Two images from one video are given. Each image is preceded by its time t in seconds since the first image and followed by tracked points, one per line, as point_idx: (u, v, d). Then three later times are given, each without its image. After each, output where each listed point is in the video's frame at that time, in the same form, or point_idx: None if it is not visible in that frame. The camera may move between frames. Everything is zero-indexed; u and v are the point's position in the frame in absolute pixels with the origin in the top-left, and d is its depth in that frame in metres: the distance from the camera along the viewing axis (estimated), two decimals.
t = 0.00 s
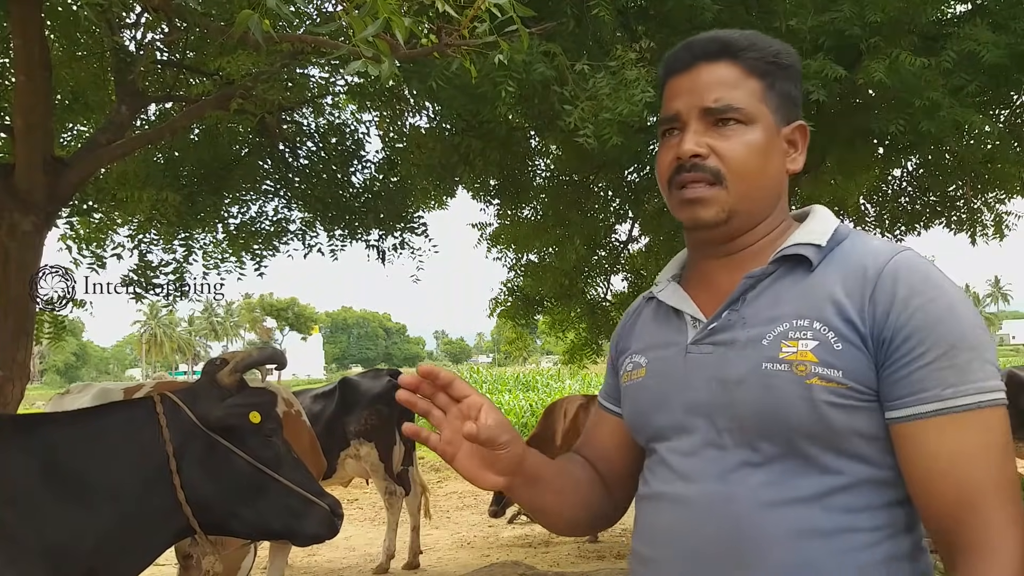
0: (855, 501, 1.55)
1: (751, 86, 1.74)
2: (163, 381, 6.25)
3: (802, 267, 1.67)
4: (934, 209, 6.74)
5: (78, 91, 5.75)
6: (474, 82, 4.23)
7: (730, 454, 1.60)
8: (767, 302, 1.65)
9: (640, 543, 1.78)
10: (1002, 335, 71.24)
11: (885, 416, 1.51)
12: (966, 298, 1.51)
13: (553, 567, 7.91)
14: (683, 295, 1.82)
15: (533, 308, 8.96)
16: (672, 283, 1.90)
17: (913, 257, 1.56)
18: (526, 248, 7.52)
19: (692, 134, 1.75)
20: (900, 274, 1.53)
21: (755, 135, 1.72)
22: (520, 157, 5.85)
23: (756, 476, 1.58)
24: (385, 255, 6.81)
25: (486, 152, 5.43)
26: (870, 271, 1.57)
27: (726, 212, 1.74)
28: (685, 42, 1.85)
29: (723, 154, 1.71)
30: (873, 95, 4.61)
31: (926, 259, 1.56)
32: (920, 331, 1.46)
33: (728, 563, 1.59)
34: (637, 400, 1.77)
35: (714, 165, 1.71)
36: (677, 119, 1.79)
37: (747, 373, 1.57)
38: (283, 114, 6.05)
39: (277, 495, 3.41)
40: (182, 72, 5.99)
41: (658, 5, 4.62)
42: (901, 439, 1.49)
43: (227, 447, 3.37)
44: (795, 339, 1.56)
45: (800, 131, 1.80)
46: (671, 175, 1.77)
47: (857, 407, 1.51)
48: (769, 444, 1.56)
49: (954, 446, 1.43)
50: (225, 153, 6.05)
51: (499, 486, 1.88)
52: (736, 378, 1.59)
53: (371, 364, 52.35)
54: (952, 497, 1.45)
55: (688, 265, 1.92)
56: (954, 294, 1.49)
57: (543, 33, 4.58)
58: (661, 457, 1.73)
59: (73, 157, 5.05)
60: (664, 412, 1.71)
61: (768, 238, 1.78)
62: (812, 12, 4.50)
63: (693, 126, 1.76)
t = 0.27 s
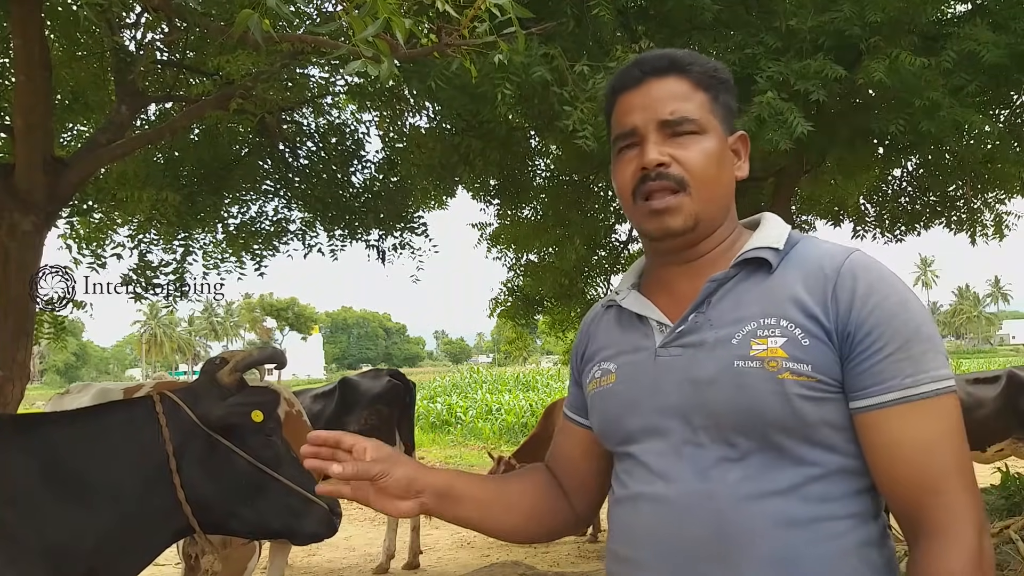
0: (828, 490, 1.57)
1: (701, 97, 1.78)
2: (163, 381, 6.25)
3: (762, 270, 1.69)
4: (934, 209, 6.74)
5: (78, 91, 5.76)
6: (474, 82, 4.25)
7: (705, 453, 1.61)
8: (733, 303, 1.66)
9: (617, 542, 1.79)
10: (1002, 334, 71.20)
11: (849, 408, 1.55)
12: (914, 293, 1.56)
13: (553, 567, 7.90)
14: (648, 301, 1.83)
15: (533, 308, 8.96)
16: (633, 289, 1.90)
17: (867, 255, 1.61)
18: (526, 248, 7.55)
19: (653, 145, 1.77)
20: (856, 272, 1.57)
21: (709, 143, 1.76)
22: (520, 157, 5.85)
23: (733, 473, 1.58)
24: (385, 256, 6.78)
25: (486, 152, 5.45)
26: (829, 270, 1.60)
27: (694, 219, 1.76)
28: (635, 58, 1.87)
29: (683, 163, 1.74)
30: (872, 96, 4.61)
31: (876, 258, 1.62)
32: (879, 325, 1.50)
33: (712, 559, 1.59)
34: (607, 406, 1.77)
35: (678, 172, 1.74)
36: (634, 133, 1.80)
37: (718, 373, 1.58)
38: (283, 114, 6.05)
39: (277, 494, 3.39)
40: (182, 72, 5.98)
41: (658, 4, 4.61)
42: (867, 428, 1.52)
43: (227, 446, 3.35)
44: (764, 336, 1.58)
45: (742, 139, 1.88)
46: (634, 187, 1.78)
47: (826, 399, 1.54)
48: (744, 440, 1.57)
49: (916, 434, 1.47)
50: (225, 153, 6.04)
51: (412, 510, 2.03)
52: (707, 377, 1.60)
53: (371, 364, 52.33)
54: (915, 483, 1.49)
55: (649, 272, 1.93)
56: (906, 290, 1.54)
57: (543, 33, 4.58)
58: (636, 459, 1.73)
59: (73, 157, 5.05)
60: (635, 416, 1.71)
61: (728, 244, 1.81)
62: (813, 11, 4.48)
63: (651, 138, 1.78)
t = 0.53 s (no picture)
0: (833, 495, 1.54)
1: (702, 96, 1.81)
2: (163, 382, 6.25)
3: (774, 267, 1.69)
4: (934, 209, 6.74)
5: (78, 91, 5.75)
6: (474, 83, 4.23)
7: (708, 449, 1.60)
8: (742, 300, 1.66)
9: (617, 540, 1.78)
10: (1002, 334, 71.21)
11: (860, 408, 1.52)
12: (932, 295, 1.54)
13: (553, 567, 7.90)
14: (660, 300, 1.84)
15: (533, 308, 8.96)
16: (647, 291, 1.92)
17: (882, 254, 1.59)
18: (526, 248, 7.54)
19: (658, 144, 1.78)
20: (869, 270, 1.55)
21: (715, 140, 1.77)
22: (520, 157, 5.85)
23: (735, 473, 1.57)
24: (385, 255, 6.80)
25: (486, 152, 5.44)
26: (841, 268, 1.59)
27: (703, 214, 1.76)
28: (635, 66, 1.91)
29: (690, 160, 1.75)
30: (873, 95, 4.60)
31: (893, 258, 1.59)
32: (890, 323, 1.48)
33: (709, 558, 1.58)
34: (614, 403, 1.78)
35: (685, 168, 1.75)
36: (639, 135, 1.82)
37: (725, 367, 1.58)
38: (284, 114, 6.05)
39: (276, 493, 3.40)
40: (182, 72, 5.99)
41: (658, 4, 4.61)
42: (878, 428, 1.49)
43: (226, 445, 3.36)
44: (772, 331, 1.57)
45: (746, 138, 1.90)
46: (642, 187, 1.79)
47: (834, 397, 1.52)
48: (749, 436, 1.56)
49: (929, 434, 1.44)
50: (225, 153, 6.04)
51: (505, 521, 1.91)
52: (713, 371, 1.59)
53: (371, 364, 52.33)
54: (925, 485, 1.45)
55: (661, 274, 1.94)
56: (921, 290, 1.51)
57: (543, 33, 4.58)
58: (640, 455, 1.73)
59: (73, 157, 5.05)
60: (641, 411, 1.71)
61: (737, 242, 1.82)
62: (812, 11, 4.48)
63: (656, 138, 1.79)
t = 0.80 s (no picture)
0: (858, 500, 1.52)
1: (737, 83, 1.83)
2: (163, 382, 6.25)
3: (801, 262, 1.70)
4: (934, 209, 6.74)
5: (77, 91, 5.74)
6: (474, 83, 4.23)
7: (730, 449, 1.59)
8: (767, 297, 1.66)
9: (634, 543, 1.76)
10: (1002, 334, 71.21)
11: (887, 409, 1.51)
12: (966, 297, 1.52)
13: (553, 566, 7.91)
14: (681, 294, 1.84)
15: (533, 308, 8.97)
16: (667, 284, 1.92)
17: (912, 254, 1.58)
18: (526, 248, 7.54)
19: (690, 127, 1.79)
20: (900, 269, 1.54)
21: (748, 127, 1.78)
22: (520, 157, 5.85)
23: (758, 473, 1.56)
24: (386, 255, 6.80)
25: (486, 152, 5.44)
26: (872, 266, 1.59)
27: (733, 201, 1.76)
28: (670, 48, 1.93)
29: (722, 144, 1.75)
30: (872, 96, 4.60)
31: (926, 258, 1.58)
32: (922, 322, 1.47)
33: (728, 560, 1.57)
34: (632, 399, 1.78)
35: (716, 151, 1.75)
36: (671, 118, 1.83)
37: (749, 364, 1.58)
38: (283, 114, 6.05)
39: (278, 494, 3.42)
40: (182, 72, 5.99)
41: (658, 4, 4.61)
42: (907, 430, 1.47)
43: (229, 446, 3.37)
44: (798, 328, 1.57)
45: (779, 131, 1.91)
46: (670, 169, 1.79)
47: (861, 397, 1.51)
48: (772, 436, 1.55)
49: (958, 437, 1.42)
50: (225, 153, 6.05)
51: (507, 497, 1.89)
52: (737, 368, 1.59)
53: (371, 364, 52.33)
54: (953, 489, 1.43)
55: (684, 267, 1.94)
56: (954, 291, 1.50)
57: (542, 34, 4.59)
58: (658, 455, 1.72)
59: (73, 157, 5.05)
60: (661, 409, 1.71)
61: (764, 234, 1.82)
62: (812, 11, 4.48)
63: (688, 121, 1.80)
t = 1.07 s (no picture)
0: (871, 502, 1.53)
1: (766, 86, 1.81)
2: (163, 381, 6.25)
3: (819, 264, 1.70)
4: (934, 209, 6.75)
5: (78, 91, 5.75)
6: (474, 83, 4.23)
7: (744, 451, 1.59)
8: (784, 298, 1.67)
9: (640, 543, 1.75)
10: (1003, 334, 71.18)
11: (905, 414, 1.52)
12: (982, 302, 1.55)
13: (553, 567, 7.91)
14: (694, 292, 1.85)
15: (533, 308, 8.97)
16: (680, 281, 1.92)
17: (930, 260, 1.60)
18: (526, 248, 7.54)
19: (718, 131, 1.78)
20: (921, 274, 1.56)
21: (775, 134, 1.78)
22: (520, 157, 5.84)
23: (772, 475, 1.55)
24: (386, 255, 6.80)
25: (486, 152, 5.44)
26: (891, 270, 1.60)
27: (756, 211, 1.77)
28: (699, 40, 1.90)
29: (749, 151, 1.75)
30: (872, 96, 4.60)
31: (942, 262, 1.61)
32: (942, 328, 1.49)
33: (739, 561, 1.56)
34: (641, 397, 1.77)
35: (743, 160, 1.74)
36: (698, 118, 1.81)
37: (766, 365, 1.58)
38: (283, 114, 6.04)
39: (278, 494, 3.43)
40: (182, 72, 5.99)
41: (658, 4, 4.60)
42: (927, 436, 1.49)
43: (229, 446, 3.38)
44: (816, 331, 1.57)
45: (803, 132, 1.91)
46: (694, 173, 1.79)
47: (878, 401, 1.52)
48: (787, 438, 1.55)
49: (978, 445, 1.44)
50: (225, 153, 6.05)
51: (520, 481, 1.77)
52: (753, 370, 1.59)
53: (371, 364, 52.33)
54: (974, 497, 1.45)
55: (697, 265, 1.95)
56: (972, 296, 1.52)
57: (542, 33, 4.59)
58: (669, 455, 1.71)
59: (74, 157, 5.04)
60: (672, 408, 1.70)
61: (783, 240, 1.83)
62: (812, 11, 4.49)
63: (715, 124, 1.79)
